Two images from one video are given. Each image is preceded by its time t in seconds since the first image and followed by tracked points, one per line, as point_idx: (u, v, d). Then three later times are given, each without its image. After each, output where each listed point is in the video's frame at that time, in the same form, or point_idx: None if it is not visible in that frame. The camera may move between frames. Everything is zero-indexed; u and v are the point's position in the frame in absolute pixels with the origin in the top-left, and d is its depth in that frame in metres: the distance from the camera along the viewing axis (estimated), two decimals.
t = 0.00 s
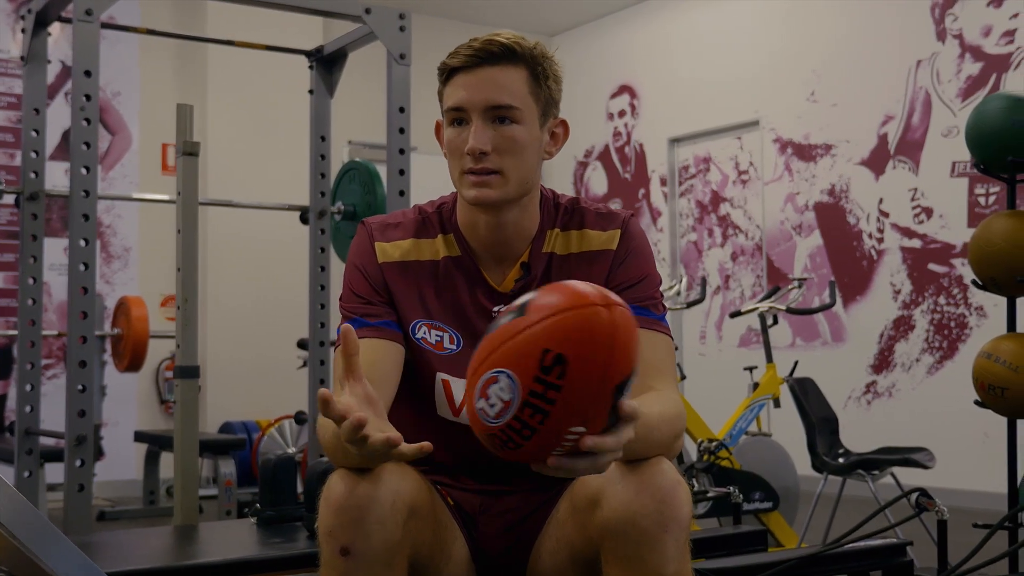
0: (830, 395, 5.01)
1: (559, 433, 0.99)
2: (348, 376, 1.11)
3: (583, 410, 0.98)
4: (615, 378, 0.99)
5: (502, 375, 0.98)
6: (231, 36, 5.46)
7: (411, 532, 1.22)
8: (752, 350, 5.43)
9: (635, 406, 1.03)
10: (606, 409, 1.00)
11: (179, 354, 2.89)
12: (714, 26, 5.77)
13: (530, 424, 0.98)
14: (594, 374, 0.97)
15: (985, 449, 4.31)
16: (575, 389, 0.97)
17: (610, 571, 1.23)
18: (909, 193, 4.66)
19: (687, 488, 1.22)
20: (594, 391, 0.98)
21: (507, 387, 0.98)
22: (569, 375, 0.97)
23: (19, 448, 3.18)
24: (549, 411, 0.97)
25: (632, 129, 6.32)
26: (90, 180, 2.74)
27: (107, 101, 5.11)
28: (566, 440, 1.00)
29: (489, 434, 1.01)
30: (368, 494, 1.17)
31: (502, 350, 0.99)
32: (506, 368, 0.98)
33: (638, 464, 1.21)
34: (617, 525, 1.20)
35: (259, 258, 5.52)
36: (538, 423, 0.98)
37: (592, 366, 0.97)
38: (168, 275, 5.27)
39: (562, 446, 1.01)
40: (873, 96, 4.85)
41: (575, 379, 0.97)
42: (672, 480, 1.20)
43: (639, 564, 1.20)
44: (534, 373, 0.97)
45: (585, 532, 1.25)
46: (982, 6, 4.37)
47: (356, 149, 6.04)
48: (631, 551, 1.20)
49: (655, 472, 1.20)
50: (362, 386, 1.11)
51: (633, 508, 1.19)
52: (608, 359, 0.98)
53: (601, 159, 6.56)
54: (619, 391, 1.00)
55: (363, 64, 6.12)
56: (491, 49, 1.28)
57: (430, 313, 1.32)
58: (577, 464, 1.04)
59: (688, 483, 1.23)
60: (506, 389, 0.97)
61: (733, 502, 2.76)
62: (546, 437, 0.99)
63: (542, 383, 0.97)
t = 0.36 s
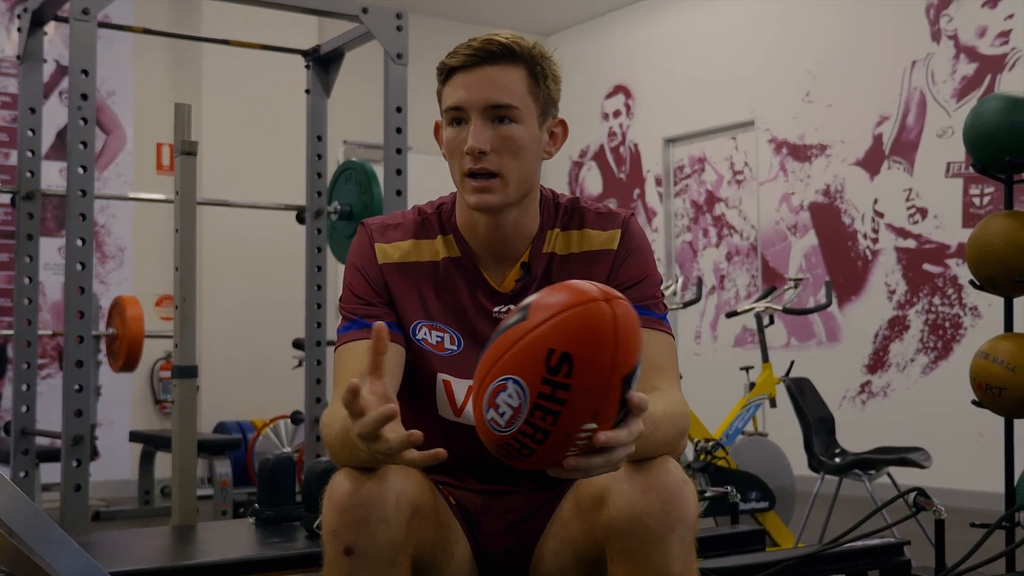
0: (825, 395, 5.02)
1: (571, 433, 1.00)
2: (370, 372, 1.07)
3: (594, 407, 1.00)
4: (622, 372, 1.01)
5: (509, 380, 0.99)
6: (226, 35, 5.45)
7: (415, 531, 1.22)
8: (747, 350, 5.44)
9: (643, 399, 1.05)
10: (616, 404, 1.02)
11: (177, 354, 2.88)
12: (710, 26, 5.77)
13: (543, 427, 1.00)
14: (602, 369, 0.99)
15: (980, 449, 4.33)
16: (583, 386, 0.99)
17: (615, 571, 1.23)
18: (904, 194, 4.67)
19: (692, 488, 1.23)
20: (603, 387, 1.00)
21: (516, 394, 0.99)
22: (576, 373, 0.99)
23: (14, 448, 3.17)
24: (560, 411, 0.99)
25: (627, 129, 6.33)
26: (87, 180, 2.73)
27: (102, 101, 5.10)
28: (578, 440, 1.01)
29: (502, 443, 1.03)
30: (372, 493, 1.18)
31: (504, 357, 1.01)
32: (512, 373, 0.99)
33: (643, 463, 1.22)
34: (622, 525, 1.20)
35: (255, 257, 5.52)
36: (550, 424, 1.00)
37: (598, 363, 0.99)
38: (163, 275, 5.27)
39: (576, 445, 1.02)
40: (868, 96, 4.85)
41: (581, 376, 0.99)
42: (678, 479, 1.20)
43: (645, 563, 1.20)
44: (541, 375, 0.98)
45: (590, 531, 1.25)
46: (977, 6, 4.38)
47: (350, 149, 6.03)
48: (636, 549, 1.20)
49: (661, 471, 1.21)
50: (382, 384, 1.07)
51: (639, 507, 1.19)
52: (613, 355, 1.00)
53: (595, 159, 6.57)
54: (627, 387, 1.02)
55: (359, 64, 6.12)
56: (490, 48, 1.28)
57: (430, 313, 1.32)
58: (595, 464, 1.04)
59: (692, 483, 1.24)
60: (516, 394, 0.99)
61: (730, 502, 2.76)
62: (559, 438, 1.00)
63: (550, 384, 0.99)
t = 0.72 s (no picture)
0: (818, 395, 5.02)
1: (503, 432, 0.99)
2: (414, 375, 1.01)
3: (508, 399, 0.98)
4: (523, 358, 0.98)
5: (430, 405, 1.00)
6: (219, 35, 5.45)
7: (416, 532, 1.22)
8: (741, 351, 5.44)
9: (568, 376, 1.00)
10: (535, 390, 0.99)
11: (173, 355, 2.87)
12: (704, 28, 5.78)
13: (477, 434, 0.99)
14: (498, 362, 0.97)
15: (973, 449, 4.34)
16: (486, 383, 0.97)
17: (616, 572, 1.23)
18: (898, 195, 4.68)
19: (692, 489, 1.23)
20: (505, 379, 0.97)
21: (437, 413, 1.00)
22: (474, 372, 0.97)
23: (8, 449, 3.16)
24: (480, 414, 0.98)
25: (621, 130, 6.33)
26: (82, 180, 2.72)
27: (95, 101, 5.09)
28: (516, 438, 0.99)
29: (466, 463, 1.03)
30: (373, 494, 1.18)
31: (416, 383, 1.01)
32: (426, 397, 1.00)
33: (642, 464, 1.21)
34: (622, 527, 1.20)
35: (248, 258, 5.51)
36: (479, 429, 0.99)
37: (492, 357, 0.97)
38: (157, 275, 5.25)
39: (519, 443, 1.00)
40: (862, 98, 4.86)
41: (479, 373, 0.97)
42: (678, 481, 1.20)
43: (645, 565, 1.21)
44: (445, 386, 0.98)
45: (590, 532, 1.25)
46: (970, 8, 4.40)
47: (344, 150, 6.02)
48: (636, 551, 1.21)
49: (660, 472, 1.20)
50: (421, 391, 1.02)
51: (638, 509, 1.19)
52: (501, 345, 0.97)
53: (589, 160, 6.58)
54: (536, 372, 0.99)
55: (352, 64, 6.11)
56: (494, 50, 1.28)
57: (430, 314, 1.32)
58: (554, 459, 1.01)
59: (692, 483, 1.24)
60: (432, 413, 1.00)
61: (726, 502, 2.76)
62: (495, 439, 0.99)
63: (458, 392, 0.98)
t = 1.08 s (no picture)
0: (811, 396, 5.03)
1: (500, 448, 0.98)
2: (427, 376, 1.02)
3: (512, 415, 0.97)
4: (534, 379, 0.98)
5: (434, 407, 1.00)
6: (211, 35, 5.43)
7: (414, 532, 1.22)
8: (733, 351, 5.45)
9: (577, 384, 1.01)
10: (539, 410, 0.98)
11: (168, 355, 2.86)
12: (696, 28, 5.78)
13: (472, 446, 0.98)
14: (508, 377, 0.97)
15: (964, 449, 4.35)
16: (492, 395, 0.97)
17: (615, 570, 1.24)
18: (889, 196, 4.69)
19: (692, 487, 1.23)
20: (513, 395, 0.97)
21: (440, 417, 0.99)
22: (483, 382, 0.97)
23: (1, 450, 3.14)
24: (480, 425, 0.97)
25: (613, 130, 6.34)
26: (75, 180, 2.71)
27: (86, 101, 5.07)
28: (511, 455, 0.98)
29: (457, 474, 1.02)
30: (372, 495, 1.17)
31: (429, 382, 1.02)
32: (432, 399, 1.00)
33: (643, 464, 1.21)
34: (622, 526, 1.21)
35: (240, 258, 5.50)
36: (475, 441, 0.97)
37: (505, 371, 0.97)
38: (149, 275, 5.24)
39: (513, 461, 0.99)
40: (854, 99, 4.88)
41: (489, 385, 0.97)
42: (678, 480, 1.21)
43: (645, 563, 1.21)
44: (453, 390, 0.98)
45: (589, 531, 1.25)
46: (961, 9, 4.41)
47: (336, 150, 6.01)
48: (637, 549, 1.21)
49: (660, 471, 1.20)
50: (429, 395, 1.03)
51: (639, 508, 1.20)
52: (516, 363, 0.97)
53: (581, 161, 6.59)
54: (546, 393, 0.98)
55: (345, 64, 6.10)
56: (495, 49, 1.28)
57: (430, 314, 1.32)
58: (567, 468, 1.01)
59: (692, 481, 1.24)
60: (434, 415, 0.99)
61: (719, 503, 2.76)
62: (490, 454, 0.98)
63: (464, 398, 0.97)
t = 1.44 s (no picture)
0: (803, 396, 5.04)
1: (510, 430, 0.98)
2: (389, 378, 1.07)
3: (530, 400, 0.97)
4: (561, 370, 0.98)
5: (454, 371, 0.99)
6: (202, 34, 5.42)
7: (413, 532, 1.22)
8: (724, 351, 5.46)
9: (600, 386, 1.02)
10: (557, 403, 0.99)
11: (161, 355, 2.85)
12: (688, 29, 5.79)
13: (482, 420, 0.98)
14: (536, 363, 0.97)
15: (955, 448, 4.36)
16: (517, 379, 0.97)
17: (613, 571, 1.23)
18: (880, 197, 4.71)
19: (689, 487, 1.24)
20: (538, 381, 0.97)
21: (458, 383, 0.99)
22: (511, 362, 0.97)
23: None
24: (497, 403, 0.97)
25: (604, 131, 6.35)
26: (68, 179, 2.70)
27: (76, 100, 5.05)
28: (519, 438, 0.99)
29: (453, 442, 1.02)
30: (371, 494, 1.17)
31: (458, 348, 1.01)
32: (457, 364, 1.00)
33: (641, 463, 1.22)
34: (619, 526, 1.20)
35: (231, 258, 5.48)
36: (488, 417, 0.98)
37: (534, 356, 0.97)
38: (139, 276, 5.22)
39: (518, 445, 0.99)
40: (844, 100, 4.89)
41: (515, 366, 0.97)
42: (675, 479, 1.22)
43: (644, 564, 1.21)
44: (478, 362, 0.98)
45: (587, 531, 1.25)
46: (952, 10, 4.42)
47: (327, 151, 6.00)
48: (635, 549, 1.21)
49: (658, 470, 1.21)
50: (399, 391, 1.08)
51: (637, 508, 1.20)
52: (549, 351, 0.98)
53: (573, 161, 6.59)
54: (568, 389, 0.99)
55: (337, 63, 6.09)
56: (492, 46, 1.28)
57: (429, 312, 1.32)
58: (572, 460, 1.01)
59: (689, 481, 1.25)
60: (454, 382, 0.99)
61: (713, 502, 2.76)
62: (498, 434, 0.98)
63: (487, 372, 0.97)
